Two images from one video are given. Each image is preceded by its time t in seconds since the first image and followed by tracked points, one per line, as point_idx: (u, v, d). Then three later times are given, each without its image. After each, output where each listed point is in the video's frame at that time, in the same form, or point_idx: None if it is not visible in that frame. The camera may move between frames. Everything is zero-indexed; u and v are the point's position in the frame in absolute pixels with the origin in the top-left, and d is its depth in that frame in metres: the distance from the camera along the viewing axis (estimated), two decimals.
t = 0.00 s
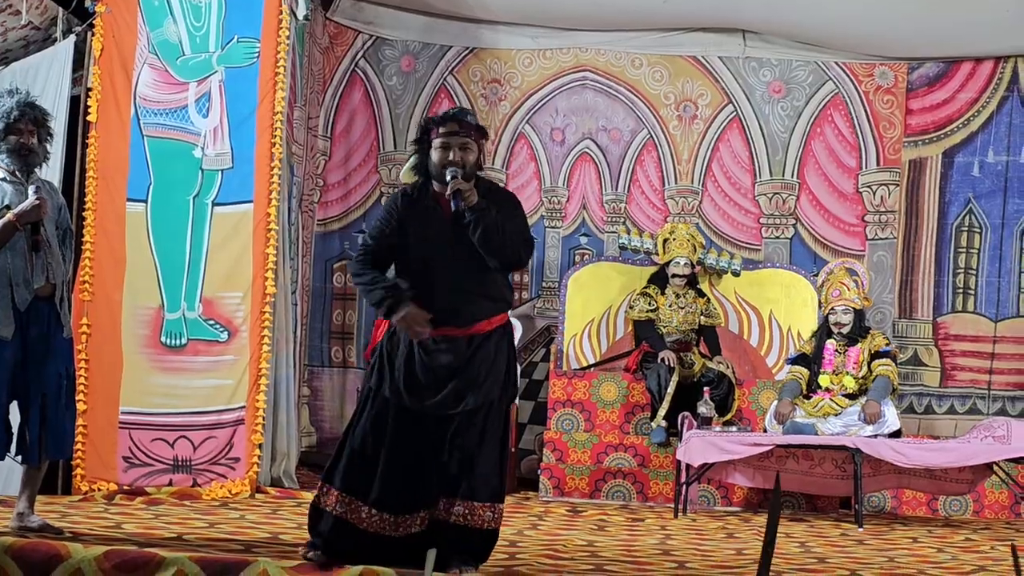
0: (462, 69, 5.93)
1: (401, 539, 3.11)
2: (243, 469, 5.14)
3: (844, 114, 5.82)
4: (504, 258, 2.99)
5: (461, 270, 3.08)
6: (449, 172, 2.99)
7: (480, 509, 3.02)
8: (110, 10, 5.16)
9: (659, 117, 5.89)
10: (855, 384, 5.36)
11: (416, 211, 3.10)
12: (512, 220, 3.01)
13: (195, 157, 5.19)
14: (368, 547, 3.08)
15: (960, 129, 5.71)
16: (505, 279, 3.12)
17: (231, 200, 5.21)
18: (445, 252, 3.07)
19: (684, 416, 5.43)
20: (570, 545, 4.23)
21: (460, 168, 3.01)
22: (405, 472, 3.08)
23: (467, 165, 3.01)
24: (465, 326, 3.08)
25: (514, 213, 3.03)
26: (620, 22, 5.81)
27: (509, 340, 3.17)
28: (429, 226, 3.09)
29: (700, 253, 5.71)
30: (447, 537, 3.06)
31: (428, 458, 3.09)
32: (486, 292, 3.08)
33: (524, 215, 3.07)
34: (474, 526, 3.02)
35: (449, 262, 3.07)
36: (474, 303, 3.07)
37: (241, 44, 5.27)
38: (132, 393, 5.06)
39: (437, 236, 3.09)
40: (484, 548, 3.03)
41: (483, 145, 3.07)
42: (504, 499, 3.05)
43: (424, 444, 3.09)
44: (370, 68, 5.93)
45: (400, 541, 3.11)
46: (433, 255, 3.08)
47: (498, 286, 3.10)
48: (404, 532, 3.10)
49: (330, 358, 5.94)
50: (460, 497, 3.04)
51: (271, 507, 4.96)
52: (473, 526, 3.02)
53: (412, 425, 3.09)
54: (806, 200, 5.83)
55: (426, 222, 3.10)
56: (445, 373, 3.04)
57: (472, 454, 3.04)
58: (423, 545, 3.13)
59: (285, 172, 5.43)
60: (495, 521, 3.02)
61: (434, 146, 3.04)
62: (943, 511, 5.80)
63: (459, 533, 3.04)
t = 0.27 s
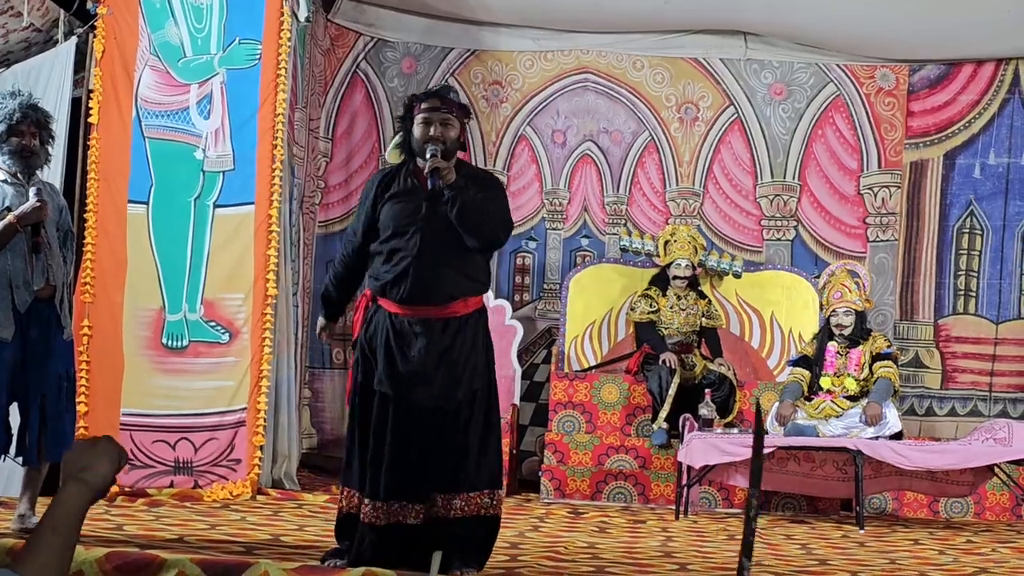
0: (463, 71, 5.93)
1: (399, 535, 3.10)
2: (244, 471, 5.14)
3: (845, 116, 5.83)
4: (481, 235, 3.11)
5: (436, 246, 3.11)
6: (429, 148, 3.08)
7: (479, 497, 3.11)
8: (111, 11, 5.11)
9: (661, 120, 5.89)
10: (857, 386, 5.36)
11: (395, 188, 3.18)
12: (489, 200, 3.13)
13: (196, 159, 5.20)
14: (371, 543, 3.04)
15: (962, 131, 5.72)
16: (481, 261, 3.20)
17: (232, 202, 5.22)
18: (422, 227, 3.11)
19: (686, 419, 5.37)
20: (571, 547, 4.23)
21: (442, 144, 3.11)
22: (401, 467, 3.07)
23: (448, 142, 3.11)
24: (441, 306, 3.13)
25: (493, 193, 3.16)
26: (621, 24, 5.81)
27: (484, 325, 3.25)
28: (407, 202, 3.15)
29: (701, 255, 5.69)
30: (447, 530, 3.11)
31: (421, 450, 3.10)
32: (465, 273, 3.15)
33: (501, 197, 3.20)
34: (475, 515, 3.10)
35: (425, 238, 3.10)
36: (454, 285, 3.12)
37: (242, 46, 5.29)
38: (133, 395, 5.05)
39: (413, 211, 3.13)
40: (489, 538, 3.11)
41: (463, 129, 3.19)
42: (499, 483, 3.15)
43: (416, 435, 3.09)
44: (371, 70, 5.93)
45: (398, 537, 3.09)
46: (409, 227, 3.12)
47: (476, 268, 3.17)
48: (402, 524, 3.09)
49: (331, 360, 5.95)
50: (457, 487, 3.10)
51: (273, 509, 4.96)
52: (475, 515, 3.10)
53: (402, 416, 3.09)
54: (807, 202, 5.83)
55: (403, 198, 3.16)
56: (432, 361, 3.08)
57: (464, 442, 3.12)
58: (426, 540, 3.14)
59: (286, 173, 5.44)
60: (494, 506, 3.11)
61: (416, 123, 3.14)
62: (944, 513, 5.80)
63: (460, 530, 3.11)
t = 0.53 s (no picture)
0: (466, 75, 5.93)
1: (391, 534, 3.13)
2: (248, 475, 5.14)
3: (848, 119, 5.82)
4: (447, 231, 3.15)
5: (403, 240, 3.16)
6: (398, 146, 3.13)
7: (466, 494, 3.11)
8: (115, 16, 5.16)
9: (664, 123, 5.88)
10: (860, 390, 5.37)
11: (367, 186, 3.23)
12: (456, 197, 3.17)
13: (200, 163, 5.20)
14: (366, 545, 3.07)
15: (965, 134, 5.71)
16: (452, 258, 3.23)
17: (236, 206, 5.21)
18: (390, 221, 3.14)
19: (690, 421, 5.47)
20: (575, 552, 4.23)
21: (408, 140, 3.15)
22: (383, 466, 3.11)
23: (418, 140, 3.15)
24: (413, 302, 3.15)
25: (460, 190, 3.21)
26: (624, 27, 5.81)
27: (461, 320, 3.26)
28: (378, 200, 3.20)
29: (704, 258, 5.69)
30: (438, 528, 3.12)
31: (403, 448, 3.12)
32: (436, 270, 3.18)
33: (471, 194, 3.24)
34: (466, 512, 3.10)
35: (393, 232, 3.14)
36: (426, 281, 3.15)
37: (245, 50, 5.27)
38: (137, 399, 5.05)
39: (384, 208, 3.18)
40: (482, 535, 3.10)
41: (434, 130, 3.24)
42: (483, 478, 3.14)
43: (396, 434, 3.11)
44: (374, 74, 5.92)
45: (390, 537, 3.12)
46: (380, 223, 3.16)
47: (448, 264, 3.21)
48: (392, 523, 3.12)
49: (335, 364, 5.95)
50: (440, 484, 3.11)
51: (277, 513, 4.95)
52: (465, 513, 3.10)
53: (381, 415, 3.12)
54: (810, 205, 5.82)
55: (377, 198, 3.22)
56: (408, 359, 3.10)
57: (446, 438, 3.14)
58: (421, 543, 3.15)
59: (290, 177, 5.44)
60: (484, 502, 3.11)
61: (386, 121, 3.19)
62: (948, 516, 5.80)
63: (452, 529, 3.11)
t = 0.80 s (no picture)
0: (474, 79, 5.92)
1: (393, 536, 3.15)
2: (259, 480, 5.14)
3: (858, 120, 5.81)
4: (434, 232, 3.15)
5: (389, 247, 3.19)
6: (382, 149, 3.17)
7: (465, 493, 3.14)
8: (123, 22, 5.12)
9: (672, 126, 5.88)
10: (871, 391, 5.36)
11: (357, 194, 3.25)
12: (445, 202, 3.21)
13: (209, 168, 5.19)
14: (370, 549, 3.10)
15: (974, 135, 5.70)
16: (441, 259, 3.24)
17: (245, 211, 5.21)
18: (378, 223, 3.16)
19: (701, 425, 5.39)
20: (588, 555, 4.23)
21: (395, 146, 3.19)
22: (380, 468, 3.12)
23: (403, 143, 3.19)
24: (406, 304, 3.17)
25: (447, 192, 3.22)
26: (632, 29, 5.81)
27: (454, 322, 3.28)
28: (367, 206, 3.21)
29: (714, 261, 5.71)
30: (440, 529, 3.15)
31: (398, 450, 3.14)
32: (425, 272, 3.19)
33: (458, 195, 3.25)
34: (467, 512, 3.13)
35: (381, 235, 3.16)
36: (416, 283, 3.16)
37: (254, 55, 5.28)
38: (147, 405, 5.05)
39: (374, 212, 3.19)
40: (487, 535, 3.15)
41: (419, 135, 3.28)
42: (481, 478, 3.16)
43: (392, 436, 3.12)
44: (382, 78, 5.90)
45: (393, 539, 3.15)
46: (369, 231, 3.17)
47: (437, 265, 3.21)
48: (393, 526, 3.14)
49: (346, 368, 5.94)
50: (438, 484, 3.13)
51: (288, 518, 4.95)
52: (467, 513, 3.13)
53: (375, 417, 3.13)
54: (819, 207, 5.82)
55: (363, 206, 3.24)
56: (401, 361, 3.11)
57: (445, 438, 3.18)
58: (420, 546, 3.18)
59: (298, 182, 5.44)
60: (484, 501, 3.14)
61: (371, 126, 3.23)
62: (959, 518, 5.79)
63: (452, 529, 3.14)
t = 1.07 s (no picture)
0: (481, 102, 5.91)
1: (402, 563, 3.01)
2: (267, 505, 5.08)
3: (865, 141, 5.80)
4: (435, 255, 2.95)
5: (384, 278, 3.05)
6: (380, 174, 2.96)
7: (476, 514, 3.01)
8: (131, 46, 5.10)
9: (679, 147, 5.87)
10: (880, 413, 5.33)
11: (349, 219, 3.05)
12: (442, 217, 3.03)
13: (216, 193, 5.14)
14: None
15: (981, 155, 5.69)
16: (443, 278, 3.05)
17: (252, 235, 5.15)
18: (375, 253, 2.95)
19: (710, 446, 5.42)
20: None
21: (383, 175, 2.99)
22: (387, 494, 2.96)
23: (402, 169, 2.98)
24: (411, 327, 3.00)
25: (447, 213, 3.03)
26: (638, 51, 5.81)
27: (459, 340, 3.12)
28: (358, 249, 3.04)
29: (722, 283, 5.67)
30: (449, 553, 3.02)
31: (406, 475, 2.97)
32: (424, 290, 3.00)
33: (458, 215, 3.06)
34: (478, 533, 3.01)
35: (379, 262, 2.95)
36: (417, 303, 2.97)
37: (261, 80, 5.20)
38: (154, 430, 5.02)
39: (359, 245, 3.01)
40: (495, 555, 3.02)
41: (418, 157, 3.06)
42: (493, 499, 3.03)
43: (399, 461, 2.96)
44: (389, 101, 5.91)
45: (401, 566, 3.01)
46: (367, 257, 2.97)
47: (439, 285, 3.02)
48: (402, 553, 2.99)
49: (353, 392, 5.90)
50: (448, 508, 2.99)
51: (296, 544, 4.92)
52: (478, 534, 3.01)
53: (382, 442, 2.97)
54: (827, 227, 5.81)
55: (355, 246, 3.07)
56: (409, 384, 2.94)
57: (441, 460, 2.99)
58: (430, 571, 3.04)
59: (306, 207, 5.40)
60: (495, 521, 3.02)
61: (369, 151, 3.02)
62: (970, 539, 5.76)
63: (462, 550, 3.02)
